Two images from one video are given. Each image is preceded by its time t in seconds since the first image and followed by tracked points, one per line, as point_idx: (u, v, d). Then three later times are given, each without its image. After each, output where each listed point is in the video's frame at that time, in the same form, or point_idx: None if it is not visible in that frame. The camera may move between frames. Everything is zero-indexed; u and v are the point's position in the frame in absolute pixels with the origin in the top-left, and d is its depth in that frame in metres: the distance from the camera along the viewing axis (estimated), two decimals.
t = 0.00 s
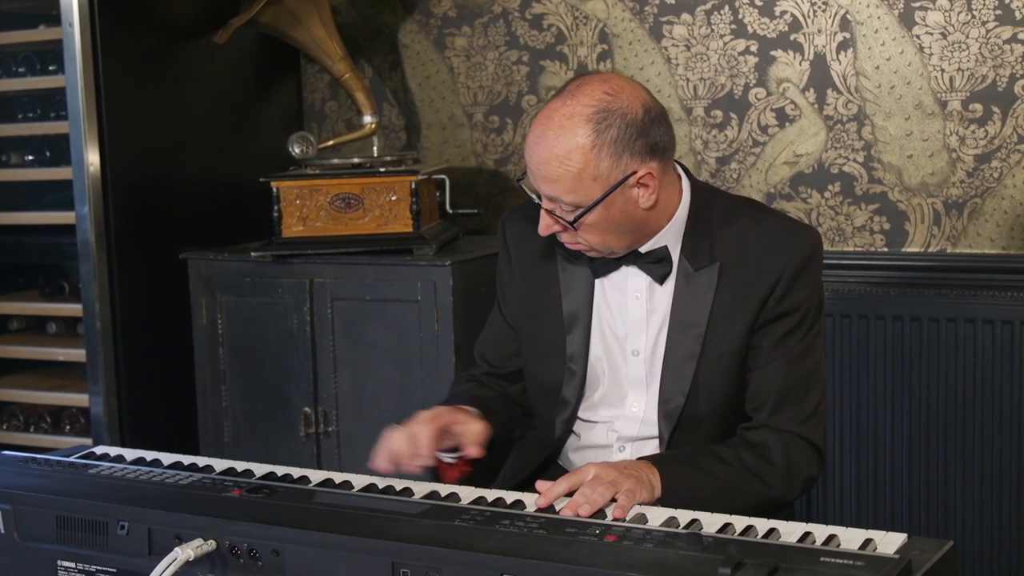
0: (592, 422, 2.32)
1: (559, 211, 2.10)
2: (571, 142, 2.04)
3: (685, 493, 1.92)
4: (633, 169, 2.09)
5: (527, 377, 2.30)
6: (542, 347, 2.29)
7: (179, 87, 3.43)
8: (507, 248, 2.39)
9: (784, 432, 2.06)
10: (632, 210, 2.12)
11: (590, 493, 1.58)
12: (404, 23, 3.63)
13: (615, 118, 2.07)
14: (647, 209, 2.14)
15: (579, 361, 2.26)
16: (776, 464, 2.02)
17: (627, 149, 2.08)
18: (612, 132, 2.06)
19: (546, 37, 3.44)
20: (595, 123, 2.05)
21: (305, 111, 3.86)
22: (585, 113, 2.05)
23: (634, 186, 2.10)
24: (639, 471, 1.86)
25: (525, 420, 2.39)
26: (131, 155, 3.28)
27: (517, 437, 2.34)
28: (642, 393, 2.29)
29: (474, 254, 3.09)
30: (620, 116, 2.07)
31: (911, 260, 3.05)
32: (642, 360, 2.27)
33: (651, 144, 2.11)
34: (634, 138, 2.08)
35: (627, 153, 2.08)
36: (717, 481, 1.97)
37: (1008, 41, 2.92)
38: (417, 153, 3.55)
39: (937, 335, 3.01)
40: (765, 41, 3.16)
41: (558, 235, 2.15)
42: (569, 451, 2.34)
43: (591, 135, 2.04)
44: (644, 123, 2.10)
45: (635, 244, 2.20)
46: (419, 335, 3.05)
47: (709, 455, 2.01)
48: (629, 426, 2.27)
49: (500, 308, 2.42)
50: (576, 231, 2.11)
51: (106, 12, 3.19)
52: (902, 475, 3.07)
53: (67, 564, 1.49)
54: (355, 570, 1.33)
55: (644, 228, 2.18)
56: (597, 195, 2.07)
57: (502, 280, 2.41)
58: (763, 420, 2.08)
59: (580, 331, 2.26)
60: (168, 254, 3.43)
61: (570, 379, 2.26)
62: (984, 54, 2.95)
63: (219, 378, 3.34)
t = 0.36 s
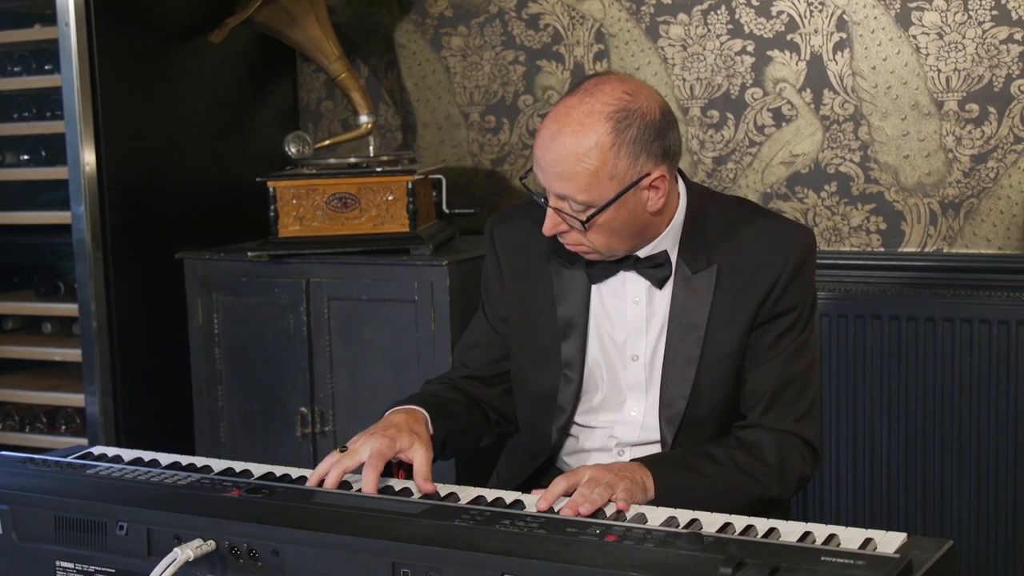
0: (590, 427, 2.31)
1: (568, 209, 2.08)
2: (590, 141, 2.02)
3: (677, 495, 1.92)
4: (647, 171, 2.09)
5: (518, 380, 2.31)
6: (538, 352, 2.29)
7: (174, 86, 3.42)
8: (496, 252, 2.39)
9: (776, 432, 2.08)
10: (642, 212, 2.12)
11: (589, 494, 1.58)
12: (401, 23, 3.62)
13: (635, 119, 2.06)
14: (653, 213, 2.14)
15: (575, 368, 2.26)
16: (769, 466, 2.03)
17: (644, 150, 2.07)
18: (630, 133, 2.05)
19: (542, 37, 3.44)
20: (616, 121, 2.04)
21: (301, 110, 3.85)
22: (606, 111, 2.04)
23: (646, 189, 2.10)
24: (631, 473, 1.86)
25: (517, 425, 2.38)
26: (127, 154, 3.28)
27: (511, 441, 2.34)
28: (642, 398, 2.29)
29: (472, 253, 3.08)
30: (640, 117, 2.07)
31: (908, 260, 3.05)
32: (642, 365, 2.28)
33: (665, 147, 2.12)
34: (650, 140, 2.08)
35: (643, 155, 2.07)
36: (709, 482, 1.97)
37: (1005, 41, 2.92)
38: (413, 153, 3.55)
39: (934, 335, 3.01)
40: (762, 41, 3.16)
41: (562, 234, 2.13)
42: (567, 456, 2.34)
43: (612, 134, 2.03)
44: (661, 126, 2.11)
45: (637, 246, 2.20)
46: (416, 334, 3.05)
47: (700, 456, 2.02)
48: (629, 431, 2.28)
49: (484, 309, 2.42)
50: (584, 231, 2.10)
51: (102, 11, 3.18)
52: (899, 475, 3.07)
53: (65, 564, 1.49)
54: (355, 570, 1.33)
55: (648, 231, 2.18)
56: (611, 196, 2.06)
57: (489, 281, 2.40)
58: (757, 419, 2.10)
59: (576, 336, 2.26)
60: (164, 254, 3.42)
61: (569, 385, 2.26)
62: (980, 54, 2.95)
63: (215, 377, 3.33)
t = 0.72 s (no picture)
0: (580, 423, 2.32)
1: (557, 213, 2.08)
2: (575, 144, 2.02)
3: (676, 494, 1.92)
4: (634, 171, 2.09)
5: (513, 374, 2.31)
6: (529, 348, 2.29)
7: (169, 86, 3.42)
8: (492, 249, 2.39)
9: (773, 432, 2.07)
10: (631, 212, 2.12)
11: (588, 492, 1.58)
12: (396, 22, 3.62)
13: (619, 120, 2.06)
14: (641, 211, 2.15)
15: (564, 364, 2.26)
16: (767, 466, 2.03)
17: (629, 151, 2.07)
18: (616, 134, 2.05)
19: (538, 37, 3.44)
20: (600, 124, 2.04)
21: (296, 110, 3.85)
22: (589, 114, 2.04)
23: (633, 189, 2.10)
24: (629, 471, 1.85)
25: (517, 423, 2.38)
26: (122, 154, 3.27)
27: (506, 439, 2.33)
28: (632, 395, 2.28)
29: (469, 253, 3.08)
30: (624, 118, 2.07)
31: (904, 260, 3.06)
32: (630, 362, 2.27)
33: (650, 146, 2.11)
34: (635, 140, 2.08)
35: (629, 156, 2.07)
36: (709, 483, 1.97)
37: (1000, 41, 2.93)
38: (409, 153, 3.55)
39: (930, 335, 3.01)
40: (758, 41, 3.17)
41: (552, 237, 2.13)
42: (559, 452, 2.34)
43: (597, 137, 2.03)
44: (646, 125, 2.10)
45: (627, 244, 2.20)
46: (413, 334, 3.05)
47: (699, 455, 2.01)
48: (620, 428, 2.27)
49: (482, 308, 2.42)
50: (573, 233, 2.10)
51: (97, 10, 3.18)
52: (895, 474, 3.08)
53: (63, 565, 1.49)
54: (355, 570, 1.33)
55: (637, 229, 2.18)
56: (599, 198, 2.06)
57: (488, 281, 2.40)
58: (755, 420, 2.09)
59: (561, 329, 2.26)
60: (159, 254, 3.42)
61: (557, 379, 2.25)
62: (976, 54, 2.96)
63: (210, 377, 3.32)
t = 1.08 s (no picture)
0: (572, 415, 2.32)
1: (550, 179, 2.12)
2: (567, 107, 2.07)
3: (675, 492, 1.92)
4: (626, 140, 2.13)
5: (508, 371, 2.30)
6: (524, 335, 2.29)
7: (165, 84, 3.41)
8: (493, 245, 2.38)
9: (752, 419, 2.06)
10: (623, 182, 2.15)
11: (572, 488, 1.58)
12: (392, 22, 3.62)
13: (612, 87, 2.11)
14: (634, 184, 2.17)
15: (559, 349, 2.26)
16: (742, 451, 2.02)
17: (621, 118, 2.12)
18: (608, 99, 2.10)
19: (534, 36, 3.44)
20: (592, 89, 2.09)
21: (292, 109, 3.85)
22: (583, 80, 2.09)
23: (626, 158, 2.14)
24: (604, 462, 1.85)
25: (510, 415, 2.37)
26: (118, 153, 3.27)
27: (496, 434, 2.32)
28: (628, 383, 2.28)
29: (465, 253, 3.07)
30: (617, 85, 2.12)
31: (900, 259, 3.06)
32: (625, 349, 2.27)
33: (644, 116, 2.16)
34: (628, 109, 2.13)
35: (622, 122, 2.12)
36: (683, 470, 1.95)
37: (996, 41, 2.93)
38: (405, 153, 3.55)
39: (926, 334, 3.02)
40: (754, 41, 3.17)
41: (546, 207, 2.16)
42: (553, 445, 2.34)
43: (589, 101, 2.08)
44: (639, 94, 2.15)
45: (621, 220, 2.22)
46: (409, 334, 3.04)
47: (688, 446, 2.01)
48: (612, 419, 2.27)
49: (481, 308, 2.41)
50: (566, 201, 2.13)
51: (93, 9, 3.17)
52: (891, 474, 3.08)
53: (62, 565, 1.48)
54: (356, 570, 1.33)
55: (631, 204, 2.20)
56: (591, 163, 2.10)
57: (487, 276, 2.40)
58: (735, 405, 2.09)
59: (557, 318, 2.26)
60: (155, 254, 3.41)
61: (554, 367, 2.25)
62: (972, 54, 2.96)
63: (206, 377, 3.32)
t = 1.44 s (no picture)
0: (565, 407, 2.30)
1: (549, 159, 2.13)
2: (567, 85, 2.09)
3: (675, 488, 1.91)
4: (624, 120, 2.14)
5: (502, 368, 2.30)
6: (518, 323, 2.29)
7: (161, 83, 3.40)
8: (490, 237, 2.38)
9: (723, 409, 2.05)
10: (621, 164, 2.16)
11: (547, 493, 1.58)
12: (387, 21, 3.62)
13: (612, 67, 2.13)
14: (633, 166, 2.18)
15: (551, 335, 2.25)
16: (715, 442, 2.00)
17: (619, 98, 2.13)
18: (607, 79, 2.12)
19: (530, 36, 3.44)
20: (591, 69, 2.11)
21: (287, 109, 3.84)
22: (581, 61, 2.11)
23: (623, 140, 2.15)
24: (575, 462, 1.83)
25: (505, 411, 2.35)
26: (114, 151, 3.26)
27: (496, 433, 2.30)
28: (618, 373, 2.26)
29: (462, 253, 3.07)
30: (615, 66, 2.14)
31: (896, 259, 3.06)
32: (616, 336, 2.27)
33: (642, 98, 2.17)
34: (628, 89, 2.15)
35: (621, 102, 2.14)
36: (656, 464, 1.93)
37: (992, 42, 2.94)
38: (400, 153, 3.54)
39: (922, 333, 3.03)
40: (750, 41, 3.17)
41: (545, 190, 2.17)
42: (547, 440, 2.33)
43: (587, 81, 2.09)
44: (636, 76, 2.17)
45: (620, 204, 2.23)
46: (405, 333, 3.04)
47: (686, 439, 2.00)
48: (603, 410, 2.25)
49: (476, 294, 2.41)
50: (565, 183, 2.13)
51: (89, 8, 3.16)
52: (886, 473, 3.09)
53: (61, 565, 1.48)
54: (357, 570, 1.33)
55: (630, 188, 2.21)
56: (589, 142, 2.11)
57: (483, 269, 2.39)
58: (713, 394, 2.08)
59: (550, 304, 2.26)
60: (151, 253, 3.41)
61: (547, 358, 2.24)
62: (968, 54, 2.97)
63: (201, 377, 3.31)
